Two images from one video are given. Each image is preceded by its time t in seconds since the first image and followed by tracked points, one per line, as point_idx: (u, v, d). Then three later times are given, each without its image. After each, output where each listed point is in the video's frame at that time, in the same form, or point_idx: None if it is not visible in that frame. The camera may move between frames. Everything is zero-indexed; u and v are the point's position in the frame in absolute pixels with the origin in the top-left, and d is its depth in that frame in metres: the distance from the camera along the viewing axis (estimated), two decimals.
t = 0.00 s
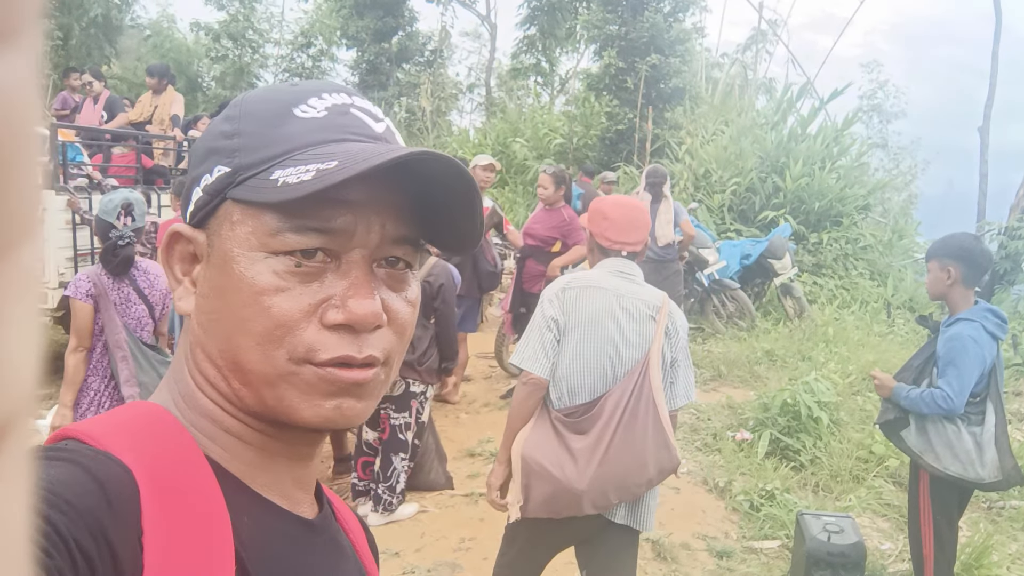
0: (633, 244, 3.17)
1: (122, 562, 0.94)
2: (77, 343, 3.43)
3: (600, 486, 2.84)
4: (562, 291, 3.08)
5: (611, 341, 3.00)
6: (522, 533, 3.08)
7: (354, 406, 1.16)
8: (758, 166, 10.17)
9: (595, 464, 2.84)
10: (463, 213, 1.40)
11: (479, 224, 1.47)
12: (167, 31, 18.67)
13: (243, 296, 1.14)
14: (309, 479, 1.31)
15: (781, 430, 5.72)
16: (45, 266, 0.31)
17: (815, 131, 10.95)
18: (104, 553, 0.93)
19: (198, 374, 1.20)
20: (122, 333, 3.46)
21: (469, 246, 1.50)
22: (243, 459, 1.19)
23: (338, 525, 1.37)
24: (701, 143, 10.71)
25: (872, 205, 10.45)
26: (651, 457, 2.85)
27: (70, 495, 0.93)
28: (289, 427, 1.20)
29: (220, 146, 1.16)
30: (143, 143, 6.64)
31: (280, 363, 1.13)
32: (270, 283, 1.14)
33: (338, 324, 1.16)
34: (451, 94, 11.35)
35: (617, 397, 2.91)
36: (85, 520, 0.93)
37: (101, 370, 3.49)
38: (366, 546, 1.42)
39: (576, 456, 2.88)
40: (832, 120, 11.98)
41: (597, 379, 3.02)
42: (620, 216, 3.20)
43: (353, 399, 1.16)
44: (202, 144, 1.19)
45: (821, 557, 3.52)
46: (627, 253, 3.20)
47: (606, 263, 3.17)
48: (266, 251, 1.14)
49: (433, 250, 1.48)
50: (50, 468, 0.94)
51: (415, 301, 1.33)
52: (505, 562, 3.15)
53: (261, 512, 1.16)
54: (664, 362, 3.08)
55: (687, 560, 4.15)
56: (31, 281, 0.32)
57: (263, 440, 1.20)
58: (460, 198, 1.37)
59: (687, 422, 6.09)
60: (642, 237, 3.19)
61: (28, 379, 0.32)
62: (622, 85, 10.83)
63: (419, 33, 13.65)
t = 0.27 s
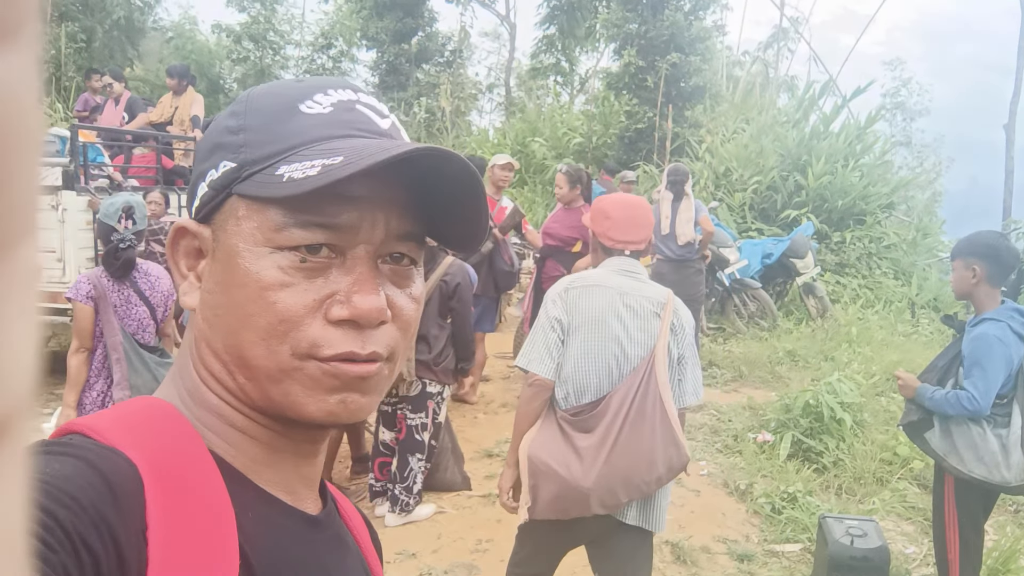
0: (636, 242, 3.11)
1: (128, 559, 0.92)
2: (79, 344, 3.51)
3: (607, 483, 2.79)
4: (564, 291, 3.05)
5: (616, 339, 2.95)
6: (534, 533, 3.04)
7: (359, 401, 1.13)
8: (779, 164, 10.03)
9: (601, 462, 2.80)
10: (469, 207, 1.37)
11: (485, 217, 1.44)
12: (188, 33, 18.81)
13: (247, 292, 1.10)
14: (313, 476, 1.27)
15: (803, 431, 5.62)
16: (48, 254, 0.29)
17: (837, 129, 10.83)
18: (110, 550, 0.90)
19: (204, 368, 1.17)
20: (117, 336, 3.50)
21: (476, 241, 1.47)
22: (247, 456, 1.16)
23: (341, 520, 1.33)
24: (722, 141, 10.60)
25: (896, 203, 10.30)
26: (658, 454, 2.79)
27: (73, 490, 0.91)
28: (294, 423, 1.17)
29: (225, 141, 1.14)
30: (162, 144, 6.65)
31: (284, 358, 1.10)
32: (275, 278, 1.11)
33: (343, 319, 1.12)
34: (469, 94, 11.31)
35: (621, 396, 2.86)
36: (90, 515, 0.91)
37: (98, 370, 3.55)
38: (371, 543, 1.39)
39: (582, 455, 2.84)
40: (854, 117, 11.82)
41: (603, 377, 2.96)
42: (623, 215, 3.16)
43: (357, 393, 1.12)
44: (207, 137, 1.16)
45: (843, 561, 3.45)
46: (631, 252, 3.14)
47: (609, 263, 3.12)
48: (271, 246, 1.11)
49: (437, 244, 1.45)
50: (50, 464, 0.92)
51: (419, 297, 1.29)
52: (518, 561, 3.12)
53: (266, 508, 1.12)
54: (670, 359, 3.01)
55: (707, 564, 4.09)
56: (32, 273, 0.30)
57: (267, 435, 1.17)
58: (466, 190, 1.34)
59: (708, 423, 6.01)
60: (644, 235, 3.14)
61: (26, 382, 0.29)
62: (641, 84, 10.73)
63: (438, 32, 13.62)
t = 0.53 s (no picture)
0: (637, 240, 3.10)
1: (133, 552, 0.89)
2: (81, 345, 3.56)
3: (612, 482, 2.74)
4: (565, 290, 3.04)
5: (617, 336, 2.94)
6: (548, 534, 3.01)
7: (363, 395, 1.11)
8: (801, 162, 9.92)
9: (605, 460, 2.75)
10: (473, 197, 1.36)
11: (488, 207, 1.42)
12: (210, 36, 18.97)
13: (251, 284, 1.08)
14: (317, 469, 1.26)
15: (826, 432, 5.53)
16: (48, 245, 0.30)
17: (860, 126, 10.69)
18: (114, 543, 0.88)
19: (207, 361, 1.15)
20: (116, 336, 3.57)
21: (477, 234, 1.46)
22: (252, 450, 1.14)
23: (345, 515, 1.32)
24: (742, 138, 10.50)
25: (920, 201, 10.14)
26: (664, 450, 2.74)
27: (76, 480, 0.88)
28: (299, 416, 1.16)
29: (229, 134, 1.11)
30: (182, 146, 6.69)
31: (289, 351, 1.08)
32: (279, 270, 1.09)
33: (347, 311, 1.11)
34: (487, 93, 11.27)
35: (623, 394, 2.81)
36: (94, 506, 0.88)
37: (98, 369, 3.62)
38: (375, 538, 1.38)
39: (585, 453, 2.79)
40: (878, 114, 11.66)
41: (606, 374, 2.94)
42: (622, 213, 3.15)
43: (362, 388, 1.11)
44: (210, 130, 1.14)
45: (867, 564, 3.38)
46: (631, 250, 3.13)
47: (610, 261, 3.11)
48: (276, 239, 1.09)
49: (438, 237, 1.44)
50: (54, 454, 0.89)
51: (422, 290, 1.28)
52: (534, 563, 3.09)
53: (272, 501, 1.11)
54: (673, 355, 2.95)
55: (728, 566, 4.02)
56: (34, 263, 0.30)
57: (271, 427, 1.16)
58: (469, 180, 1.32)
59: (729, 423, 5.94)
60: (645, 233, 3.13)
61: (26, 373, 0.30)
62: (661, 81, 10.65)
63: (457, 32, 13.62)
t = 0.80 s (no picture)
0: (638, 239, 3.08)
1: (134, 547, 0.88)
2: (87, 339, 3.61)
3: (617, 480, 2.70)
4: (566, 290, 3.03)
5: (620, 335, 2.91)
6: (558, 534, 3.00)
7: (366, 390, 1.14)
8: (826, 159, 9.79)
9: (610, 458, 2.71)
10: (477, 191, 1.37)
11: (492, 202, 1.44)
12: (234, 38, 19.13)
13: (256, 277, 1.10)
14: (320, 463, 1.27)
15: (852, 433, 5.43)
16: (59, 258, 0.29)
17: (886, 123, 10.53)
18: (116, 538, 0.87)
19: (212, 354, 1.17)
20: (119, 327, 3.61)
21: (479, 228, 1.47)
22: (256, 442, 1.16)
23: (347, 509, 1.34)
24: (766, 136, 10.37)
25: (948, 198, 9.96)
26: (670, 447, 2.69)
27: (80, 473, 0.88)
28: (302, 410, 1.17)
29: (233, 128, 1.13)
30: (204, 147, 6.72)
31: (293, 344, 1.10)
32: (284, 263, 1.11)
33: (351, 303, 1.12)
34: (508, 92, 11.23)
35: (626, 394, 2.78)
36: (95, 501, 0.87)
37: (103, 363, 3.66)
38: (381, 540, 1.40)
39: (589, 452, 2.76)
40: (904, 110, 11.49)
41: (612, 372, 2.91)
42: (621, 212, 3.12)
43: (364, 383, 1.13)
44: (215, 124, 1.16)
45: (894, 569, 3.30)
46: (631, 249, 3.12)
47: (611, 260, 3.10)
48: (280, 232, 1.11)
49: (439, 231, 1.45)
50: (61, 448, 0.89)
51: (425, 284, 1.30)
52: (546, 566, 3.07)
53: (274, 495, 1.12)
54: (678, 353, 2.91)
55: (752, 570, 3.95)
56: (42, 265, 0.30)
57: (275, 421, 1.17)
58: (471, 174, 1.34)
59: (753, 425, 5.85)
60: (645, 232, 3.10)
61: (36, 370, 0.30)
62: (683, 79, 10.57)
63: (478, 33, 13.63)
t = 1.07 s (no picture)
0: (646, 236, 3.12)
1: (145, 545, 0.89)
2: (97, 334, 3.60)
3: (630, 477, 2.73)
4: (576, 288, 3.08)
5: (631, 331, 2.95)
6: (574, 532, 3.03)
7: (376, 383, 1.17)
8: (856, 155, 9.62)
9: (622, 456, 2.74)
10: (487, 185, 1.40)
11: (502, 198, 1.47)
12: (263, 42, 19.29)
13: (268, 270, 1.14)
14: (335, 455, 1.30)
15: (886, 435, 5.32)
16: (85, 271, 0.26)
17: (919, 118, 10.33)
18: (128, 535, 0.88)
19: (227, 347, 1.20)
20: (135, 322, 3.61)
21: (492, 222, 1.50)
22: (270, 433, 1.19)
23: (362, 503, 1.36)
24: (796, 133, 10.21)
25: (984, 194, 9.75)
26: (682, 444, 2.72)
27: (92, 468, 0.89)
28: (312, 402, 1.20)
29: (247, 122, 1.17)
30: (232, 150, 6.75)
31: (305, 336, 1.13)
32: (295, 256, 1.14)
33: (363, 296, 1.16)
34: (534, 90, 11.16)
35: (637, 392, 2.80)
36: (107, 495, 0.89)
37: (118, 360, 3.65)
38: (395, 534, 1.42)
39: (602, 449, 2.78)
40: (937, 106, 11.27)
41: (622, 369, 2.95)
42: (629, 209, 3.15)
43: (375, 375, 1.16)
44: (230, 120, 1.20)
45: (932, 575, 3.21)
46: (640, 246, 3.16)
47: (620, 259, 3.14)
48: (292, 224, 1.15)
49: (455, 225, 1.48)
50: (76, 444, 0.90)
51: (437, 278, 1.33)
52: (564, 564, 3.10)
53: (283, 490, 1.15)
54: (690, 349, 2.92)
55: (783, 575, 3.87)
56: (64, 278, 0.26)
57: (287, 415, 1.20)
58: (482, 169, 1.36)
59: (784, 427, 5.75)
60: (653, 229, 3.15)
61: (56, 392, 0.26)
62: (711, 76, 10.44)
63: (503, 32, 13.60)
